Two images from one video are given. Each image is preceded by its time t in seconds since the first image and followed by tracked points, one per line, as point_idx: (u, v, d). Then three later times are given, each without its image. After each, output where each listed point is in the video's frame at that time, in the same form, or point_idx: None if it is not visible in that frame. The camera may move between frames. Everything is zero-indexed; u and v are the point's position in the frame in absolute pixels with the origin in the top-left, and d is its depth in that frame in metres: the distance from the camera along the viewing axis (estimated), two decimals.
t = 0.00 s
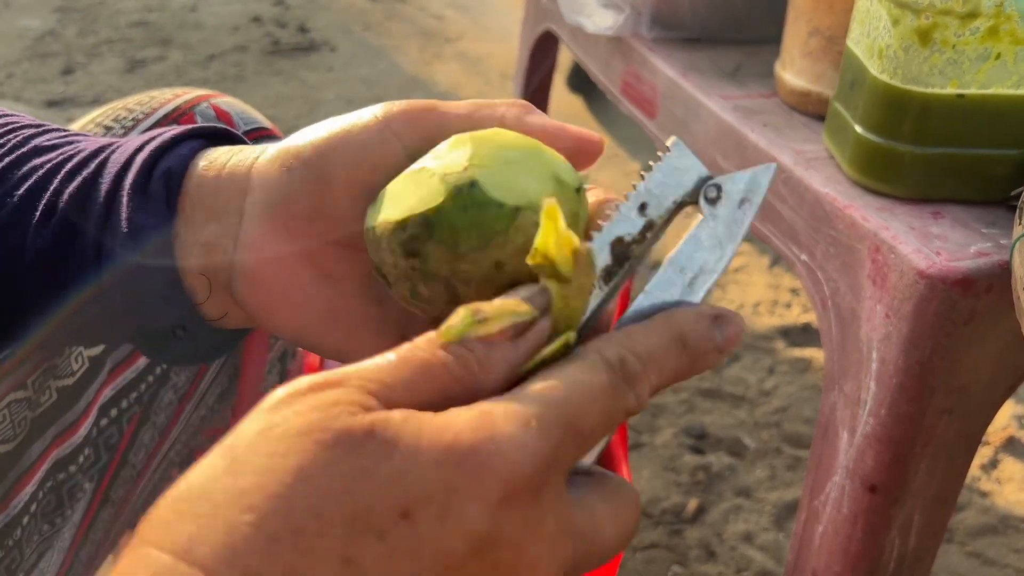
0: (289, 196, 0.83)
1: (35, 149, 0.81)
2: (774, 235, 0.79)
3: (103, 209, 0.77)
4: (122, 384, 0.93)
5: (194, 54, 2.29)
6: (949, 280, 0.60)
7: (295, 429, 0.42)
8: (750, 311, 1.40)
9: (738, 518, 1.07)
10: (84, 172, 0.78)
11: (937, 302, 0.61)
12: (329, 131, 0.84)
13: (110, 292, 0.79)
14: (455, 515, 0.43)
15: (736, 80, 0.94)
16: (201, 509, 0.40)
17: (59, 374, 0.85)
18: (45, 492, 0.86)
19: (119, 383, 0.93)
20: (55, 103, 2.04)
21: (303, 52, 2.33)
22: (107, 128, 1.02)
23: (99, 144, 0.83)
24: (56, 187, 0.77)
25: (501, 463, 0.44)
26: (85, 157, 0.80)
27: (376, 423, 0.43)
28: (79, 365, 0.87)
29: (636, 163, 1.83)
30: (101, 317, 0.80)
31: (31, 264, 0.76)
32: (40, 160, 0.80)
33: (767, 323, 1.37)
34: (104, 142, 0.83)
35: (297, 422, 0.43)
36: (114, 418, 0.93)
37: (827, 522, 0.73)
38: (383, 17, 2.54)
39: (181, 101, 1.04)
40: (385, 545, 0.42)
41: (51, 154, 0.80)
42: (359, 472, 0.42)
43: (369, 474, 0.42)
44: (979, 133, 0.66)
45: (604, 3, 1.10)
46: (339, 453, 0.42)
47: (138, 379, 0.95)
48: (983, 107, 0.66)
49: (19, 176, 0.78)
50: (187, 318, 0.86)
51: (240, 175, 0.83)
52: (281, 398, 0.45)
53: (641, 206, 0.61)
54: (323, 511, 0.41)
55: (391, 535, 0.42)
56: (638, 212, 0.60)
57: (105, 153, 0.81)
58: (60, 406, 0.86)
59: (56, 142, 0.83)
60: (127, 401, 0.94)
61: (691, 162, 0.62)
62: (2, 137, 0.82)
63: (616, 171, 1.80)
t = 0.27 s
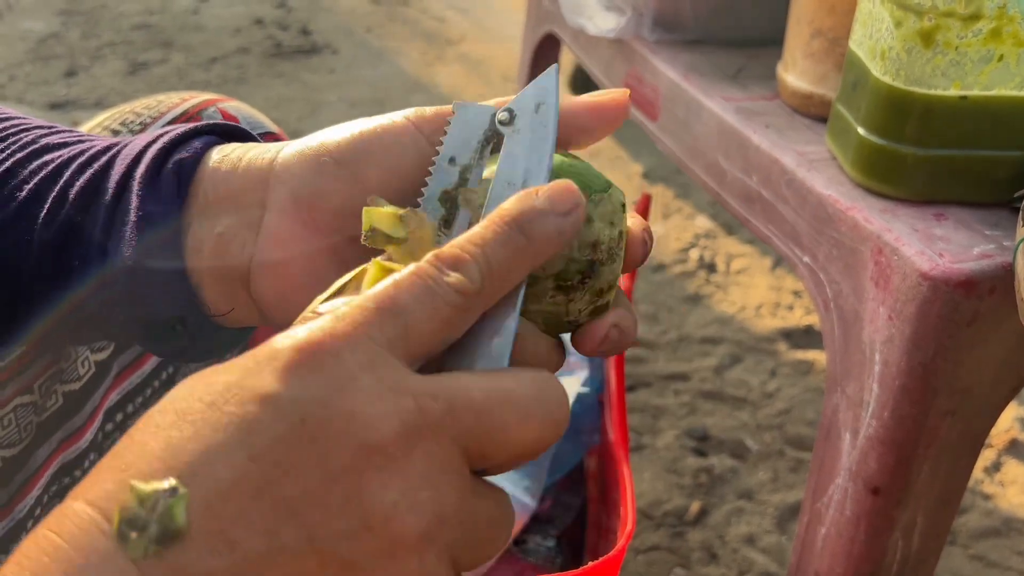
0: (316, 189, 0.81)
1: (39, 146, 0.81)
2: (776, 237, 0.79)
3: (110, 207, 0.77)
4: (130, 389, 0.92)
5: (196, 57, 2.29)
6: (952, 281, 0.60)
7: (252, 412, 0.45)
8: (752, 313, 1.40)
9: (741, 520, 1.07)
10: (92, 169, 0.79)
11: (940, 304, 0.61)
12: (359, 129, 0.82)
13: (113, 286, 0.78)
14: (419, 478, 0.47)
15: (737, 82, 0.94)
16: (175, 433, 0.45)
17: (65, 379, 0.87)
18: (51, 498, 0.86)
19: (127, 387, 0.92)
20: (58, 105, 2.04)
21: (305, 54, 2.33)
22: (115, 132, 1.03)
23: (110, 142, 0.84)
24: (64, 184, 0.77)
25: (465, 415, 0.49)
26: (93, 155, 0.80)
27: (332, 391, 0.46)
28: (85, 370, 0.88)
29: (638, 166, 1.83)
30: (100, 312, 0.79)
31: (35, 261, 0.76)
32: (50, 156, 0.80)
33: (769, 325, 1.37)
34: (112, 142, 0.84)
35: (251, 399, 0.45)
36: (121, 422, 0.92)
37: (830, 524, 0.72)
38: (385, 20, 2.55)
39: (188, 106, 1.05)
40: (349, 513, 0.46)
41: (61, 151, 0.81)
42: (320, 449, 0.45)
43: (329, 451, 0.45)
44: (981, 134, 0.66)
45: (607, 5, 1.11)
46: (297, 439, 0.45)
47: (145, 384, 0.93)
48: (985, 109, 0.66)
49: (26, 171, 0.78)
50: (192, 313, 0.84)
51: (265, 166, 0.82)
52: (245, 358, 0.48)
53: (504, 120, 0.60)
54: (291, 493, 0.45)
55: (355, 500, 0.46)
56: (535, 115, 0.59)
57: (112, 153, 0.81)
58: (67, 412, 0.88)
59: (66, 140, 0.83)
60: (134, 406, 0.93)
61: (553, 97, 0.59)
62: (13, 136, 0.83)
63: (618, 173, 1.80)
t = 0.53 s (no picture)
0: (301, 224, 0.82)
1: (41, 158, 0.83)
2: (775, 240, 0.79)
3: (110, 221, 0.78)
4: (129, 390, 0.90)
5: (197, 60, 2.29)
6: (950, 285, 0.60)
7: (327, 392, 0.47)
8: (752, 316, 1.40)
9: (740, 523, 1.07)
10: (92, 183, 0.80)
11: (938, 307, 0.61)
12: (347, 161, 0.83)
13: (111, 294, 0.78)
14: (476, 488, 0.52)
15: (737, 86, 0.94)
16: (199, 415, 0.47)
17: (62, 379, 0.87)
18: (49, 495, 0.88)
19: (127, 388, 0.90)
20: (59, 108, 2.05)
21: (305, 58, 2.33)
22: (111, 134, 1.03)
23: (106, 155, 0.84)
24: (65, 198, 0.79)
25: (522, 433, 0.54)
26: (93, 168, 0.81)
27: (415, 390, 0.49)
28: (81, 371, 0.88)
29: (638, 169, 1.83)
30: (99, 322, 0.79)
31: (37, 272, 0.78)
32: (50, 170, 0.81)
33: (769, 329, 1.37)
34: (112, 154, 0.85)
35: (341, 382, 0.48)
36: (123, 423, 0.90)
37: (828, 527, 0.73)
38: (386, 23, 2.55)
39: (185, 107, 1.05)
40: (419, 514, 0.50)
41: (61, 164, 0.82)
42: (404, 444, 0.49)
43: (415, 448, 0.49)
44: (980, 139, 0.66)
45: (606, 10, 1.11)
46: (386, 431, 0.48)
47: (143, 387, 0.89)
48: (983, 113, 0.66)
49: (28, 185, 0.80)
50: (191, 318, 0.82)
51: (255, 193, 0.82)
52: (315, 332, 0.49)
53: (580, 131, 0.61)
54: (369, 485, 0.48)
55: (426, 500, 0.50)
56: (610, 138, 0.61)
57: (111, 167, 0.82)
58: (65, 410, 0.89)
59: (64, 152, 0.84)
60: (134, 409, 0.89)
61: (632, 126, 0.61)
62: (11, 144, 0.84)
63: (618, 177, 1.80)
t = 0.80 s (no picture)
0: (313, 203, 0.83)
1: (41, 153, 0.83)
2: (772, 243, 0.80)
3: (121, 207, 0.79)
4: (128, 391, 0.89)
5: (197, 62, 2.30)
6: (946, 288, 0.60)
7: (289, 383, 0.46)
8: (750, 320, 1.41)
9: (738, 526, 1.08)
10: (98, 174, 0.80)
11: (934, 311, 0.61)
12: (360, 138, 0.82)
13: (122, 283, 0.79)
14: (457, 481, 0.49)
15: (735, 90, 0.94)
16: (158, 418, 0.46)
17: (61, 381, 0.87)
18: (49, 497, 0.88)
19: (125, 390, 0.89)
20: (59, 110, 2.05)
21: (305, 60, 2.34)
22: (110, 135, 1.03)
23: (110, 147, 0.85)
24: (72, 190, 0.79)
25: (504, 425, 0.52)
26: (97, 160, 0.82)
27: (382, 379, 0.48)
28: (80, 372, 0.88)
29: (637, 172, 1.83)
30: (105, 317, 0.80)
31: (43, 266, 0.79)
32: (53, 162, 0.82)
33: (767, 332, 1.37)
34: (115, 147, 0.85)
35: (307, 374, 0.47)
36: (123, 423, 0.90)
37: (825, 530, 0.73)
38: (386, 26, 2.56)
39: (183, 109, 1.05)
40: (389, 507, 0.48)
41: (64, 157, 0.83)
42: (370, 431, 0.47)
43: (382, 439, 0.47)
44: (977, 144, 0.66)
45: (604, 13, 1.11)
46: (351, 422, 0.47)
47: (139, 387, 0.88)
48: (978, 118, 0.66)
49: (31, 179, 0.80)
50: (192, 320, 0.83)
51: (267, 171, 0.83)
52: (282, 334, 0.48)
53: (567, 132, 0.65)
54: (335, 479, 0.46)
55: (398, 494, 0.48)
56: (598, 136, 0.64)
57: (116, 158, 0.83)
58: (65, 411, 0.89)
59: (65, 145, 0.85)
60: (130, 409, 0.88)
61: (618, 123, 0.64)
62: (12, 139, 0.84)
63: (617, 180, 1.81)
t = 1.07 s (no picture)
0: (279, 211, 0.84)
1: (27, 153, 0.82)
2: (769, 245, 0.80)
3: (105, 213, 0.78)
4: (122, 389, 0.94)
5: (197, 63, 2.30)
6: (942, 290, 0.61)
7: (363, 448, 0.43)
8: (747, 322, 1.41)
9: (736, 528, 1.08)
10: (82, 176, 0.79)
11: (931, 313, 0.61)
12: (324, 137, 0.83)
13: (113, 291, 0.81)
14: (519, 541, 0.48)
15: (733, 93, 0.95)
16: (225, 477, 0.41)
17: (59, 380, 0.86)
18: (44, 497, 0.87)
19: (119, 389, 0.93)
20: (59, 111, 2.06)
21: (304, 62, 2.34)
22: (110, 136, 1.03)
23: (93, 147, 0.84)
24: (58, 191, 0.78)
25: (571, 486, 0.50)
26: (80, 160, 0.81)
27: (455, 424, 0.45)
28: (78, 372, 0.88)
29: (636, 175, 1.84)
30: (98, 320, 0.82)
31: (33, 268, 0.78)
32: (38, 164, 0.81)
33: (765, 334, 1.37)
34: (98, 145, 0.84)
35: (367, 443, 0.43)
36: (114, 423, 0.94)
37: (822, 532, 0.73)
38: (385, 28, 2.56)
39: (182, 110, 1.06)
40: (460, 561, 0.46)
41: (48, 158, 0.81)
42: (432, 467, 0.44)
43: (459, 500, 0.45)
44: (973, 147, 0.67)
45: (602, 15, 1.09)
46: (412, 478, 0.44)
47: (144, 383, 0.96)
48: (974, 121, 0.66)
49: (19, 179, 0.79)
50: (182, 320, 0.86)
51: (239, 176, 0.84)
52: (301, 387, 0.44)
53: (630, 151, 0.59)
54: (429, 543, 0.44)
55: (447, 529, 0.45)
56: (713, 193, 0.56)
57: (99, 158, 0.82)
58: (60, 412, 0.87)
59: (51, 146, 0.84)
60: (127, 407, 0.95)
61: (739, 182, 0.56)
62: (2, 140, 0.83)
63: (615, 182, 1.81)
